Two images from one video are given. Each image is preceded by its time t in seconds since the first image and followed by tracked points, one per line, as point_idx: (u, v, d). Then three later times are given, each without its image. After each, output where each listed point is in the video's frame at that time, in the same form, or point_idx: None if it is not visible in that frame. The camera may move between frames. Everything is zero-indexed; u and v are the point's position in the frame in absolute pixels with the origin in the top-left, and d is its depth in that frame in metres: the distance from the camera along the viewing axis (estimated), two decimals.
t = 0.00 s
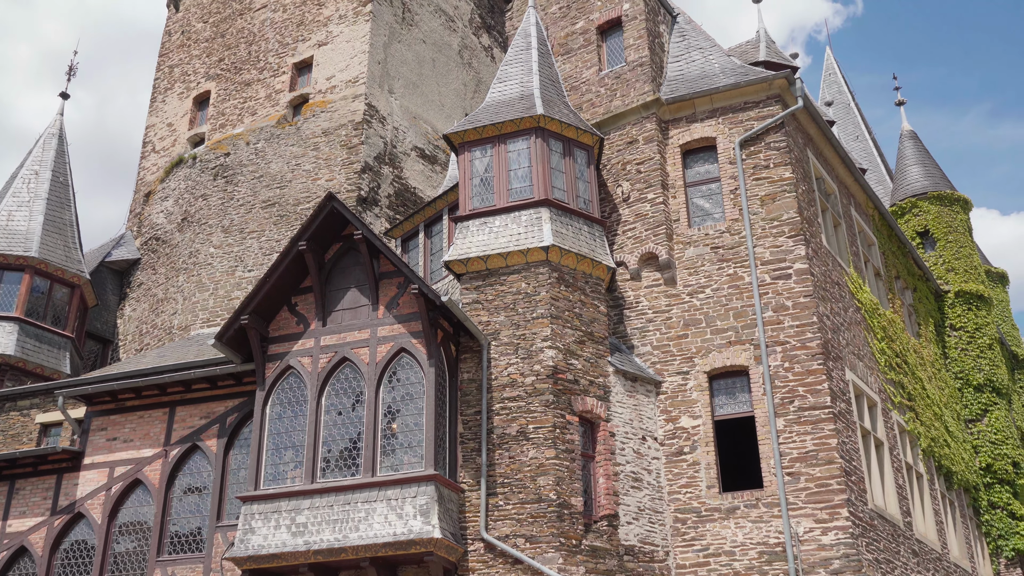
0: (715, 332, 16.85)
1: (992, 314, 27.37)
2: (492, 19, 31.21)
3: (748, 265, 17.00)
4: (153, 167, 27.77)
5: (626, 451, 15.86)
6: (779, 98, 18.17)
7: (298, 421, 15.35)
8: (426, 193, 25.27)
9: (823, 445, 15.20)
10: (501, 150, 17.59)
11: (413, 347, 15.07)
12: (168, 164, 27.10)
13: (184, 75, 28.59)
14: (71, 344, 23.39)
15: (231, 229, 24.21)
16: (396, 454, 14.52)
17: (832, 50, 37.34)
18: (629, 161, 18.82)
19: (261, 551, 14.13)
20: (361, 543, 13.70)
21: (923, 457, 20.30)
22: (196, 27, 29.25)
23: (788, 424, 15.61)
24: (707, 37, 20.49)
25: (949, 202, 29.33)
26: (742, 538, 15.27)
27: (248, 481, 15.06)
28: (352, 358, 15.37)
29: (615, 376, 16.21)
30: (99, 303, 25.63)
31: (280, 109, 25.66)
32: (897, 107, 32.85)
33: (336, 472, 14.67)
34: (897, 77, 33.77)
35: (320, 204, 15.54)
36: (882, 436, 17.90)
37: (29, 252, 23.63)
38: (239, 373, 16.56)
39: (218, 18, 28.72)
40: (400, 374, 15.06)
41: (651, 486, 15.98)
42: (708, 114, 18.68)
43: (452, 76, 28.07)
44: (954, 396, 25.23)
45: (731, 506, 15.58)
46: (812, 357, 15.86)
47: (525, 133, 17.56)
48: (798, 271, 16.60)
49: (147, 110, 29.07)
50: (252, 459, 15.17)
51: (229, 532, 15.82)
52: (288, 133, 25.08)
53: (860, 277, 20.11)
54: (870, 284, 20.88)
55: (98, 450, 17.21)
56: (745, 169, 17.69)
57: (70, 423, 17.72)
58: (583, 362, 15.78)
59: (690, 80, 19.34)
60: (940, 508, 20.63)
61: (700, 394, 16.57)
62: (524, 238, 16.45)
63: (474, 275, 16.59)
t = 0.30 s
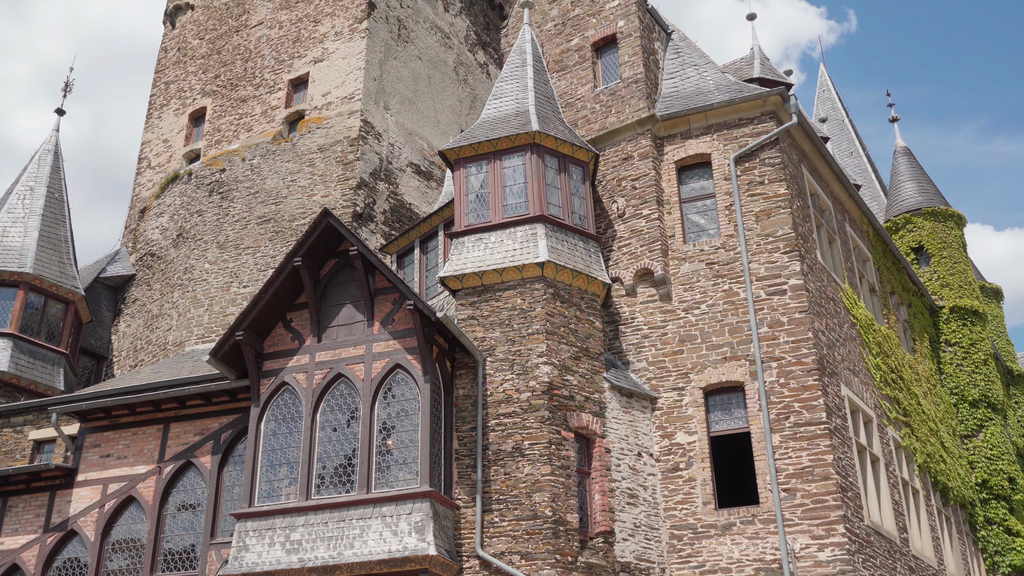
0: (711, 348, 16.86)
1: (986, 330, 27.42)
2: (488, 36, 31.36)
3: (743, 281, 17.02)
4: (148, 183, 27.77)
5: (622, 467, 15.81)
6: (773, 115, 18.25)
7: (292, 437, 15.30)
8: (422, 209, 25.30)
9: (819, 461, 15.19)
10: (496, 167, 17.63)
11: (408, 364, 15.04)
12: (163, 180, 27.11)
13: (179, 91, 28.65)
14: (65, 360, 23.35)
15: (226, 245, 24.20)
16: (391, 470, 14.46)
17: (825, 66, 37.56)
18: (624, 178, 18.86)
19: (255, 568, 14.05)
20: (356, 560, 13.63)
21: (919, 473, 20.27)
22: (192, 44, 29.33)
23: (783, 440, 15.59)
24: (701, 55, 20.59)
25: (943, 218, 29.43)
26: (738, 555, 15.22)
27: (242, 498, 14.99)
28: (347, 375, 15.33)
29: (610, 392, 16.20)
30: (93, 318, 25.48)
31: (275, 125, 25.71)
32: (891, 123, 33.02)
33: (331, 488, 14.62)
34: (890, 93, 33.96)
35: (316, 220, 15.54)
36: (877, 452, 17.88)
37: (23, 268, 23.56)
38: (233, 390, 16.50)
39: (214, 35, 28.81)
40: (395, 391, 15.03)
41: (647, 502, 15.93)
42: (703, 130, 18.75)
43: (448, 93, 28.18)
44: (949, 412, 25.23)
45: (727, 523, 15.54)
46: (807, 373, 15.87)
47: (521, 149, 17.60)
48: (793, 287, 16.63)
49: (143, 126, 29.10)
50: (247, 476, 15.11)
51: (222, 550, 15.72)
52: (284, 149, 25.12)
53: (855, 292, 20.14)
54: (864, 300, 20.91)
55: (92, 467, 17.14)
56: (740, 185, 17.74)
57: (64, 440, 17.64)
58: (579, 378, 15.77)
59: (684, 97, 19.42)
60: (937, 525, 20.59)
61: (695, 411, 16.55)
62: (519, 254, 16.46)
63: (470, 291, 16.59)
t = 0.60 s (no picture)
0: (706, 363, 16.85)
1: (981, 345, 27.46)
2: (483, 52, 31.48)
3: (738, 295, 17.04)
4: (143, 198, 27.75)
5: (617, 482, 15.77)
6: (767, 130, 18.31)
7: (287, 453, 15.24)
8: (417, 224, 25.31)
9: (815, 476, 15.16)
10: (491, 182, 17.65)
11: (403, 379, 15.01)
12: (159, 195, 27.11)
13: (175, 106, 28.69)
14: (59, 376, 23.21)
15: (222, 259, 24.18)
16: (386, 486, 14.41)
17: (819, 82, 37.75)
18: (619, 193, 18.89)
19: None
20: None
21: (914, 488, 20.25)
22: (188, 59, 29.38)
23: (779, 455, 15.57)
24: (696, 70, 20.67)
25: (937, 233, 29.52)
26: (734, 570, 15.18)
27: (236, 514, 14.91)
28: (342, 390, 15.29)
29: (605, 407, 16.17)
30: (88, 333, 25.35)
31: (271, 140, 25.74)
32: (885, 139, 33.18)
33: (326, 504, 14.56)
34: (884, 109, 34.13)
35: (311, 235, 15.52)
36: (873, 467, 17.86)
37: (17, 282, 23.45)
38: (228, 405, 16.44)
39: (210, 50, 28.87)
40: (390, 406, 14.98)
41: (642, 518, 15.88)
42: (697, 145, 18.81)
43: (443, 108, 28.26)
44: (945, 427, 25.21)
45: (723, 538, 15.49)
46: (803, 388, 15.86)
47: (516, 164, 17.62)
48: (788, 302, 16.64)
49: (138, 141, 29.12)
50: (240, 492, 15.04)
51: (216, 566, 15.63)
52: (279, 164, 25.15)
53: (850, 307, 20.16)
54: (859, 315, 20.93)
55: (85, 483, 17.04)
56: (734, 201, 17.77)
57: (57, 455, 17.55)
58: (574, 393, 15.75)
59: (679, 112, 19.49)
60: (933, 540, 20.56)
61: (691, 426, 16.52)
62: (515, 269, 16.46)
63: (465, 305, 16.58)
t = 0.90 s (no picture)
0: (700, 376, 16.85)
1: (974, 359, 27.52)
2: (478, 65, 31.59)
3: (732, 309, 17.06)
4: (138, 210, 27.72)
5: (611, 496, 15.73)
6: (761, 144, 18.37)
7: (279, 466, 15.18)
8: (411, 237, 25.31)
9: (808, 490, 15.13)
10: (486, 195, 17.67)
11: (397, 392, 14.97)
12: (153, 207, 27.08)
13: (170, 118, 28.70)
14: (51, 388, 23.03)
15: (215, 271, 24.14)
16: (379, 499, 14.35)
17: (813, 97, 37.94)
18: (613, 207, 18.92)
19: None
20: None
21: (908, 502, 20.24)
22: (183, 71, 29.41)
23: (772, 469, 15.55)
24: (690, 85, 20.75)
25: (930, 247, 29.60)
26: None
27: (228, 527, 14.84)
28: (335, 403, 15.25)
29: (599, 421, 16.15)
30: (81, 345, 25.26)
31: (266, 152, 25.76)
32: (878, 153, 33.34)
33: (318, 517, 14.50)
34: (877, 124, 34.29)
35: (305, 248, 15.51)
36: (867, 481, 17.86)
37: (10, 294, 23.40)
38: (221, 418, 16.38)
39: (206, 62, 28.90)
40: (384, 419, 14.94)
41: (636, 532, 15.83)
42: (691, 159, 18.87)
43: (438, 121, 28.32)
44: (938, 441, 25.22)
45: (716, 553, 15.45)
46: (796, 403, 15.85)
47: (510, 177, 17.65)
48: (782, 315, 16.66)
49: (133, 153, 29.12)
50: (233, 505, 14.98)
51: None
52: (274, 176, 25.16)
53: (844, 321, 20.19)
54: (853, 329, 20.96)
55: (76, 495, 16.96)
56: (728, 215, 17.81)
57: (48, 468, 17.47)
58: (568, 407, 15.72)
59: (673, 126, 19.55)
60: (927, 554, 20.53)
61: (685, 439, 16.50)
62: (509, 282, 16.47)
63: (459, 318, 16.57)
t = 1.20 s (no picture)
0: (696, 387, 16.84)
1: (970, 369, 27.54)
2: (474, 76, 31.66)
3: (728, 319, 17.07)
4: (133, 220, 27.69)
5: (607, 507, 15.70)
6: (756, 155, 18.41)
7: (275, 477, 15.13)
8: (407, 247, 25.31)
9: (805, 501, 15.12)
10: (482, 205, 17.68)
11: (393, 403, 14.94)
12: (149, 217, 27.06)
13: (166, 129, 28.71)
14: (46, 399, 22.94)
15: (211, 282, 24.12)
16: (374, 511, 14.30)
17: (808, 107, 38.06)
18: (609, 217, 18.93)
19: None
20: None
21: (905, 513, 20.22)
22: (179, 81, 29.43)
23: (769, 479, 15.53)
24: (686, 95, 20.81)
25: (926, 257, 29.67)
26: None
27: (223, 539, 14.78)
28: (331, 414, 15.21)
29: (596, 431, 16.13)
30: (76, 356, 25.18)
31: (262, 162, 25.77)
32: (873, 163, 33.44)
33: (314, 529, 14.45)
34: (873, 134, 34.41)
35: (301, 258, 15.49)
36: (863, 491, 17.85)
37: (5, 305, 23.33)
38: (216, 429, 16.34)
39: (202, 73, 28.93)
40: (380, 430, 14.91)
41: (632, 543, 15.80)
42: (687, 170, 18.91)
43: (434, 131, 28.36)
44: (935, 451, 25.21)
45: (713, 564, 15.42)
46: (793, 413, 15.85)
47: (506, 188, 17.67)
48: (778, 326, 16.67)
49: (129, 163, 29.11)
50: (228, 516, 14.93)
51: None
52: (270, 187, 25.16)
53: (840, 332, 20.20)
54: (848, 339, 20.98)
55: (71, 507, 16.88)
56: (724, 225, 17.83)
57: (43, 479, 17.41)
58: (564, 417, 15.70)
59: (669, 137, 19.60)
60: (923, 565, 20.50)
61: (681, 450, 16.48)
62: (505, 292, 16.47)
63: (455, 328, 16.55)
